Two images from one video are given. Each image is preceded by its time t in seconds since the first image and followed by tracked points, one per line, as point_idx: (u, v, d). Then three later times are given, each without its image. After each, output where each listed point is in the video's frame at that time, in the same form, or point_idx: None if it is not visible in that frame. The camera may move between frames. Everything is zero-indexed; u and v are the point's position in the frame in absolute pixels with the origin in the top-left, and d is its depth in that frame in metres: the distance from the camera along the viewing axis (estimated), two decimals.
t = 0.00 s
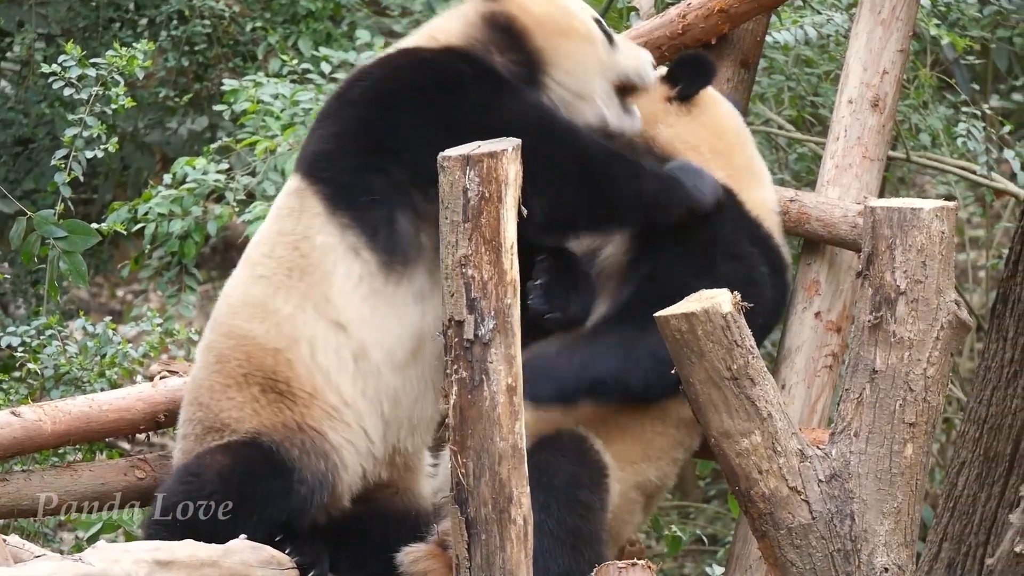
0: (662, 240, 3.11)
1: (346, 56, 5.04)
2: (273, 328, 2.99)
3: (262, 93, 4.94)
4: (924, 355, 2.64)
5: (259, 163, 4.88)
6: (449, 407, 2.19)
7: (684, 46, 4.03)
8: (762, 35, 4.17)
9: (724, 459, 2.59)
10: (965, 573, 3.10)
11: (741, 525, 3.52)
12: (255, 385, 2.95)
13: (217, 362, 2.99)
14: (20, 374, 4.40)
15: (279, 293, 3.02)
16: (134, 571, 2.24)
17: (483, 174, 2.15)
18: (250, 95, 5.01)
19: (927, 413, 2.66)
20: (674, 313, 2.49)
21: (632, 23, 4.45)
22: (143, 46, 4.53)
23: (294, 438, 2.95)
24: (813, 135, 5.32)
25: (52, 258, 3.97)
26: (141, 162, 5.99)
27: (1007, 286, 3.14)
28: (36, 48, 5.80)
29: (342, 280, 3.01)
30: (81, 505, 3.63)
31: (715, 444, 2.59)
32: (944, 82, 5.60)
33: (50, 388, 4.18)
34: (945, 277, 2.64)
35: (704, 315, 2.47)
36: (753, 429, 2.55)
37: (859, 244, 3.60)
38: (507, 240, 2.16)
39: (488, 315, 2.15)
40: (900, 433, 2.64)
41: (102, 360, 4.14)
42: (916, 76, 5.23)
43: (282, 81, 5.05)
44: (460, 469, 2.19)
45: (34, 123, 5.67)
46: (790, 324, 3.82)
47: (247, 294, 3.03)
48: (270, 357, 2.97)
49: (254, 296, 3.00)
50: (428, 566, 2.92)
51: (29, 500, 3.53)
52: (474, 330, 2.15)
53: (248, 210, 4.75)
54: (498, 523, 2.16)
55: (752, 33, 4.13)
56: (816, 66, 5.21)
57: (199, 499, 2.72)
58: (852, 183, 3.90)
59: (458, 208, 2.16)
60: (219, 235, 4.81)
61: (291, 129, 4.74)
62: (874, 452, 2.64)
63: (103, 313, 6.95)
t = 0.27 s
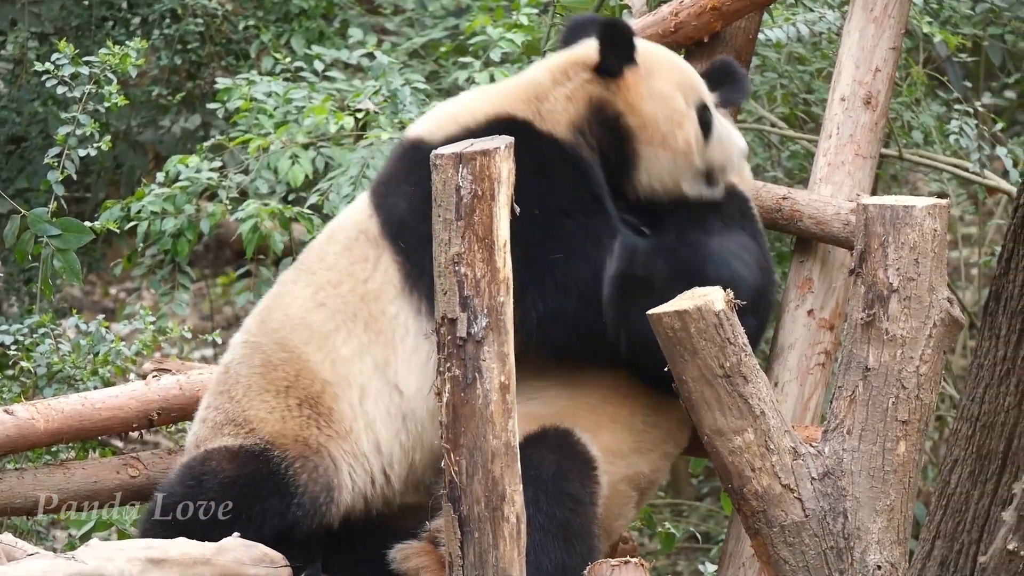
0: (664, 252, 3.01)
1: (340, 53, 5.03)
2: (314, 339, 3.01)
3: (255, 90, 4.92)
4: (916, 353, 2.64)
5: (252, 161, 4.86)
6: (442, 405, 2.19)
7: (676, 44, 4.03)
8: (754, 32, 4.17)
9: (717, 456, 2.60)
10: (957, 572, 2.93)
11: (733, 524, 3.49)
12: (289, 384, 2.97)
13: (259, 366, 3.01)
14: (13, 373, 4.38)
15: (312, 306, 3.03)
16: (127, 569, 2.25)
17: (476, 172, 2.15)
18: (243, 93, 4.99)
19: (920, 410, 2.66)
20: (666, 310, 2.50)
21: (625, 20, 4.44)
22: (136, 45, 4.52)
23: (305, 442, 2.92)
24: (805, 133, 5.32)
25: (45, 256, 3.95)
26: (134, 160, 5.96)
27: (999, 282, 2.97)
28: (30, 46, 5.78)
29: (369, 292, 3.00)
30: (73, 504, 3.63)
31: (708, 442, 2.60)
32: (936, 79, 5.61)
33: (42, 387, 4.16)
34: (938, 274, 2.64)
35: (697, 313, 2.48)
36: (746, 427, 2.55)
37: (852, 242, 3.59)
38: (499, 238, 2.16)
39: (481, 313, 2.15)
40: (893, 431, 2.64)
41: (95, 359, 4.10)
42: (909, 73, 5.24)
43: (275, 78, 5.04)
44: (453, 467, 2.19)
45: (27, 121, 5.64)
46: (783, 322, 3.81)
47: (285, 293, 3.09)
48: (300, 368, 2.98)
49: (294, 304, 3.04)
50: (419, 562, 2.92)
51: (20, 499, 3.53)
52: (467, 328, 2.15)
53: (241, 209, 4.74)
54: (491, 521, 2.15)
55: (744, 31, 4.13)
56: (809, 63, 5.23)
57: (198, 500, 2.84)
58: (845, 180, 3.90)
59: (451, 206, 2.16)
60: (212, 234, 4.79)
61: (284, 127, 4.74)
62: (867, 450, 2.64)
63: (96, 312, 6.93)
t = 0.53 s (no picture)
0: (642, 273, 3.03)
1: (332, 51, 5.02)
2: (303, 341, 3.02)
3: (248, 89, 4.89)
4: (909, 351, 2.64)
5: (245, 159, 4.85)
6: (435, 404, 2.18)
7: (669, 42, 4.03)
8: (747, 31, 4.17)
9: (710, 454, 2.60)
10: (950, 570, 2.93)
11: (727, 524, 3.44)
12: (275, 376, 3.00)
13: (253, 351, 3.06)
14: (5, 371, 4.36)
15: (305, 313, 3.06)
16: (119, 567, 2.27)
17: (468, 170, 2.14)
18: (235, 91, 4.96)
19: (913, 409, 2.67)
20: (660, 309, 2.50)
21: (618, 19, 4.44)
22: (129, 42, 4.50)
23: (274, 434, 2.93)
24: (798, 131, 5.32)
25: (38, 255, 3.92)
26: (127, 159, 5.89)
27: (992, 281, 2.97)
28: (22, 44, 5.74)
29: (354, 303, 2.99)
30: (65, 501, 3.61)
31: (701, 440, 2.60)
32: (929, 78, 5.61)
33: (35, 385, 4.14)
34: (930, 273, 2.65)
35: (690, 312, 2.48)
36: (739, 425, 2.55)
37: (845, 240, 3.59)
38: (492, 237, 2.16)
39: (474, 312, 2.14)
40: (886, 429, 2.65)
41: (88, 356, 4.12)
42: (901, 72, 5.25)
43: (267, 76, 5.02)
44: (445, 465, 2.18)
45: (20, 119, 5.62)
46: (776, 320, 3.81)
47: (289, 298, 3.16)
48: (286, 364, 3.01)
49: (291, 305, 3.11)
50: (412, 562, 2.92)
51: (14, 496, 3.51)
52: (460, 326, 2.14)
53: (234, 207, 4.72)
54: (483, 520, 2.15)
55: (737, 29, 4.13)
56: (801, 62, 5.23)
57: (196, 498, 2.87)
58: (838, 179, 3.89)
59: (443, 204, 2.15)
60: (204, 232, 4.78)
61: (277, 125, 4.73)
62: (860, 448, 2.64)
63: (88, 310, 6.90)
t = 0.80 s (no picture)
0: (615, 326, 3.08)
1: (326, 48, 5.00)
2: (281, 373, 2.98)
3: (241, 86, 4.87)
4: (903, 348, 2.65)
5: (239, 157, 4.84)
6: (429, 401, 2.18)
7: (663, 40, 4.03)
8: (741, 28, 4.18)
9: (705, 452, 2.60)
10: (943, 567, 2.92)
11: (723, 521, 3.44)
12: (258, 392, 3.02)
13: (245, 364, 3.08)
14: None
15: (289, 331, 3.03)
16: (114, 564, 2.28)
17: (462, 168, 2.14)
18: (229, 88, 4.95)
19: (907, 405, 2.67)
20: (654, 306, 2.51)
21: (611, 16, 4.43)
22: (122, 40, 4.48)
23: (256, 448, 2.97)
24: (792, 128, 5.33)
25: (32, 253, 3.90)
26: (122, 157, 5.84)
27: (986, 277, 2.98)
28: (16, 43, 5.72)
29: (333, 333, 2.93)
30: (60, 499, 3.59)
31: (695, 438, 2.61)
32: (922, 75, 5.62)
33: (29, 383, 4.12)
34: (925, 269, 2.65)
35: (685, 308, 2.49)
36: (733, 422, 2.56)
37: (839, 237, 3.60)
38: (485, 234, 2.15)
39: (468, 309, 2.14)
40: (880, 426, 2.65)
41: (82, 354, 4.09)
42: (896, 68, 5.25)
43: (261, 74, 5.00)
44: (439, 462, 2.18)
45: (14, 117, 5.59)
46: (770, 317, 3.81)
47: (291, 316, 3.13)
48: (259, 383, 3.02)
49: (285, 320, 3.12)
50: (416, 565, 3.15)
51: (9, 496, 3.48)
52: (454, 323, 2.14)
53: (228, 205, 4.71)
54: (478, 517, 2.15)
55: (731, 26, 4.14)
56: (795, 59, 5.23)
57: (198, 500, 2.95)
58: (832, 175, 3.89)
59: (437, 201, 2.15)
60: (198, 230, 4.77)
61: (271, 123, 4.72)
62: (855, 445, 2.64)
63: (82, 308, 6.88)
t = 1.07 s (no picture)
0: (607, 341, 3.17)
1: (322, 46, 4.99)
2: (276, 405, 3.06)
3: (237, 84, 4.86)
4: (898, 347, 2.65)
5: (234, 154, 4.83)
6: (424, 398, 2.18)
7: (659, 38, 4.04)
8: (737, 26, 4.18)
9: (700, 451, 2.61)
10: (938, 567, 2.92)
11: (718, 521, 3.44)
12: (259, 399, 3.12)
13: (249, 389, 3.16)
14: None
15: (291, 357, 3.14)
16: (109, 561, 2.30)
17: (457, 166, 2.13)
18: (224, 86, 4.94)
19: (902, 405, 2.67)
20: (649, 304, 2.52)
21: (607, 14, 4.42)
22: (119, 37, 4.47)
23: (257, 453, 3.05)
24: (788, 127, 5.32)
25: (27, 249, 3.89)
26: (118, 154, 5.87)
27: (981, 277, 3.00)
28: (11, 39, 5.70)
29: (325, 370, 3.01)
30: (55, 495, 3.58)
31: (690, 436, 2.61)
32: (918, 74, 5.62)
33: (24, 379, 4.10)
34: (920, 269, 2.65)
35: (679, 307, 2.50)
36: (727, 421, 2.56)
37: (834, 236, 3.60)
38: (481, 232, 2.15)
39: (462, 307, 2.13)
40: (875, 425, 2.65)
41: (77, 351, 4.08)
42: (891, 68, 5.25)
43: (257, 71, 4.99)
44: (434, 459, 2.17)
45: (9, 114, 5.57)
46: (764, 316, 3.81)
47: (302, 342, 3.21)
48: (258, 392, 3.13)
49: (295, 343, 3.20)
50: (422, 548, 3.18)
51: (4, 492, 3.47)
52: (449, 321, 2.14)
53: (224, 202, 4.70)
54: (472, 515, 2.14)
55: (726, 25, 4.14)
56: (790, 58, 5.22)
57: (198, 500, 3.06)
58: (827, 175, 3.89)
59: (432, 199, 2.14)
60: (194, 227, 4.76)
61: (266, 120, 4.71)
62: (849, 444, 2.65)
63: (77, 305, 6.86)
